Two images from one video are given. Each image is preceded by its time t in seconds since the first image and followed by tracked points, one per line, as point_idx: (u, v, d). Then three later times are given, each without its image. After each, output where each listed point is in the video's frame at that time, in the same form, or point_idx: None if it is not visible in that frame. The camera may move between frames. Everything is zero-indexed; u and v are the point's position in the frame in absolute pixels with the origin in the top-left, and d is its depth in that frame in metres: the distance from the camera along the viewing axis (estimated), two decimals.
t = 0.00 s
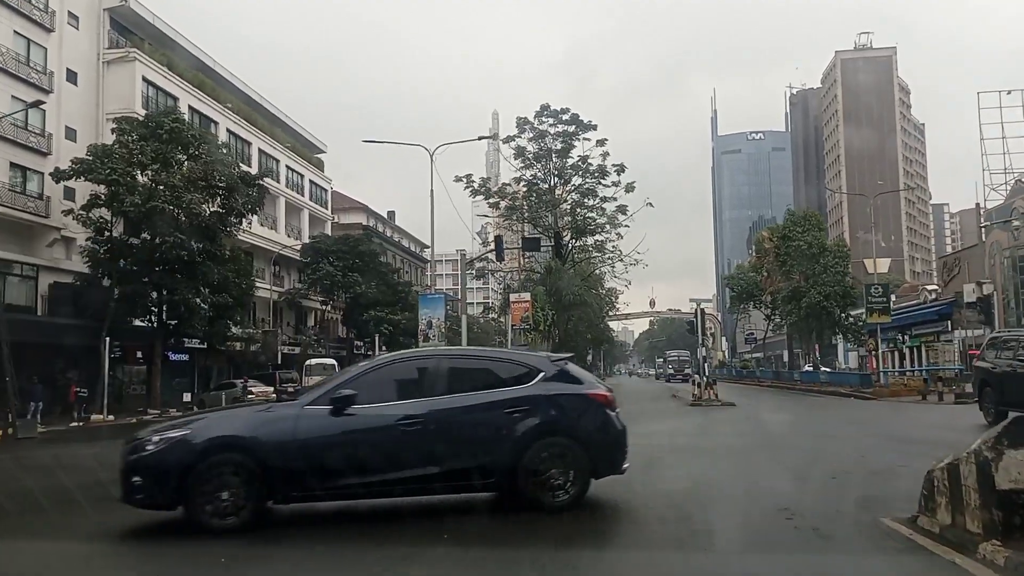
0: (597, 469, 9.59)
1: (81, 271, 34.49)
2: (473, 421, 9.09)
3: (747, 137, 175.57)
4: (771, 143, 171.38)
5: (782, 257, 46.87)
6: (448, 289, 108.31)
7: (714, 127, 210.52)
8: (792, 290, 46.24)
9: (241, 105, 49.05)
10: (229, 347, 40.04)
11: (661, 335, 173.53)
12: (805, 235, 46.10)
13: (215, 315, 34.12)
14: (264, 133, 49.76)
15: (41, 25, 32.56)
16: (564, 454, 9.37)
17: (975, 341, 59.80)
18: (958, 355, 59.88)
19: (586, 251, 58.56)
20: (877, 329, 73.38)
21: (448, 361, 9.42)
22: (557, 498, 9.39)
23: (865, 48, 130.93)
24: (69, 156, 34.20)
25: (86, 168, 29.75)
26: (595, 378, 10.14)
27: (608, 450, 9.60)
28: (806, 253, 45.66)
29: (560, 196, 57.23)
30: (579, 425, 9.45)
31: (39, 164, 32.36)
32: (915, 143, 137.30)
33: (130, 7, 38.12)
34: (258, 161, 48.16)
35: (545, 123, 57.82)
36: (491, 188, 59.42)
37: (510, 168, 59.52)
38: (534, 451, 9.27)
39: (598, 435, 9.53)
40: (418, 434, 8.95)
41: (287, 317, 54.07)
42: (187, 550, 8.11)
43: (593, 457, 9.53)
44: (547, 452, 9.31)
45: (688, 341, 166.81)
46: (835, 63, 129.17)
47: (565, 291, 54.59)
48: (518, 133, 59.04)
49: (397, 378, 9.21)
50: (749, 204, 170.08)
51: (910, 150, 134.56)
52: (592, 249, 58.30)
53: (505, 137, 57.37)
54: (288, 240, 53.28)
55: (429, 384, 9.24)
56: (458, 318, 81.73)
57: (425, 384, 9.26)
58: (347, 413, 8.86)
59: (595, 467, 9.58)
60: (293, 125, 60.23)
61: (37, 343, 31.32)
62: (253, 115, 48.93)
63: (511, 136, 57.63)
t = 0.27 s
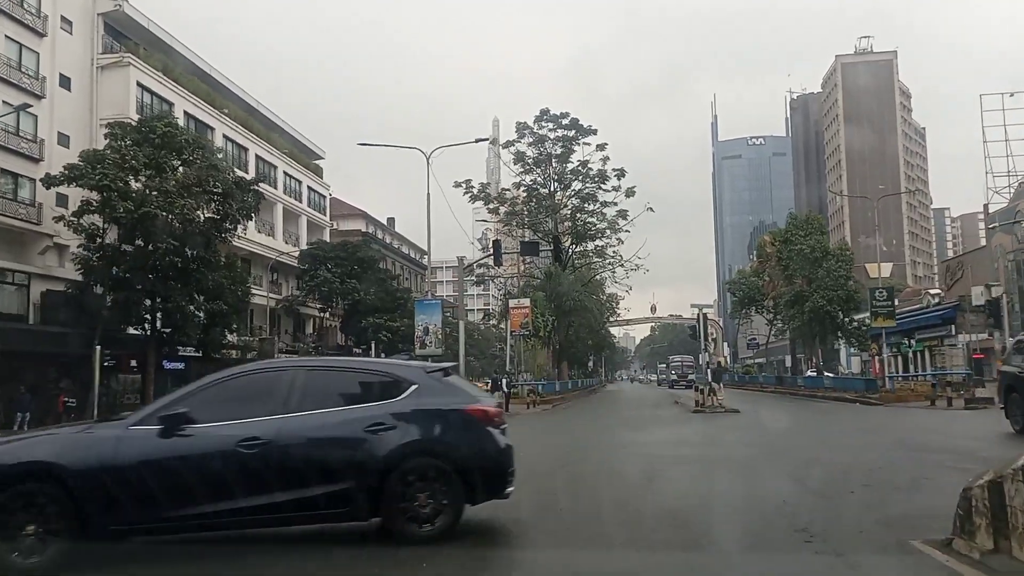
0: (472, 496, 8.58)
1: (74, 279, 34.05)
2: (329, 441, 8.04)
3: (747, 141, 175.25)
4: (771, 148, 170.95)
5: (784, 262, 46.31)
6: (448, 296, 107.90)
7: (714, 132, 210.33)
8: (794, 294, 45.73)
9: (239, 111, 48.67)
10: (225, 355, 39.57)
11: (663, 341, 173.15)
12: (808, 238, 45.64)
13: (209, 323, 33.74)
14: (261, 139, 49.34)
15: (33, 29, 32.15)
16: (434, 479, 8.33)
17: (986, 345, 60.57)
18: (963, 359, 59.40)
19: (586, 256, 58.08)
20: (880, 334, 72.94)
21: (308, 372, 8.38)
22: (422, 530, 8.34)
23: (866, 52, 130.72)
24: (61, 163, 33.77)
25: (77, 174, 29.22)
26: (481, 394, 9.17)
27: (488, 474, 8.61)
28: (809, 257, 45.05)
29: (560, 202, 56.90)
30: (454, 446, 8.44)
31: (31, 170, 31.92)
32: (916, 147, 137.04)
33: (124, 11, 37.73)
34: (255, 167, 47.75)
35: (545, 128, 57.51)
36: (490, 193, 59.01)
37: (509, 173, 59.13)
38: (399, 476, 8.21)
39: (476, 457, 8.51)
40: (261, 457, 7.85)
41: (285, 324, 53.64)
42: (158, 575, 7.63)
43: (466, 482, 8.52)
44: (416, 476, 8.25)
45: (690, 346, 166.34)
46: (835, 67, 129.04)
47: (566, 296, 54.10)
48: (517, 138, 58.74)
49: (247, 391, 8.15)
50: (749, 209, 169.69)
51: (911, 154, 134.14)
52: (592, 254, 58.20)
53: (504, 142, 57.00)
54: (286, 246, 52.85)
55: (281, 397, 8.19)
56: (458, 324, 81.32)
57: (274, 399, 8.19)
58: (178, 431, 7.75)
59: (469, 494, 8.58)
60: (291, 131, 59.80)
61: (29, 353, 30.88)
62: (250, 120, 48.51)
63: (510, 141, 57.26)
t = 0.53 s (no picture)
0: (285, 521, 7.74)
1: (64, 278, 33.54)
2: (112, 458, 7.43)
3: (748, 141, 174.49)
4: (772, 147, 170.16)
5: (786, 260, 45.69)
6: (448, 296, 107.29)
7: (715, 131, 209.63)
8: (797, 293, 45.11)
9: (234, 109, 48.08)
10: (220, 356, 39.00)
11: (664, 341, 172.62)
12: (810, 237, 45.04)
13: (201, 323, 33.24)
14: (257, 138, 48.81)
15: (21, 25, 31.62)
16: (237, 500, 7.54)
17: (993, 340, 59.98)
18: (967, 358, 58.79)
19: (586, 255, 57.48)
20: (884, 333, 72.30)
21: (104, 381, 7.84)
22: (226, 557, 7.53)
23: (867, 50, 130.06)
24: (51, 161, 33.24)
25: (65, 172, 28.62)
26: (319, 404, 8.39)
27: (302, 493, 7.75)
28: (811, 256, 44.41)
29: (559, 200, 56.34)
30: (257, 461, 7.64)
31: (21, 168, 31.41)
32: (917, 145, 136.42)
33: (115, 8, 37.17)
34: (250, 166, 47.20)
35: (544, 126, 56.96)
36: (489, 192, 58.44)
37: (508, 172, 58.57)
38: (203, 497, 7.49)
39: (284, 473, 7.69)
40: (38, 476, 7.34)
41: (282, 324, 53.09)
42: None
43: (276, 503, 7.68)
44: (217, 499, 7.51)
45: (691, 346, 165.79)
46: (836, 66, 128.46)
47: (566, 296, 53.50)
48: (516, 136, 58.17)
49: (25, 407, 7.66)
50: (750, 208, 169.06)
51: (913, 153, 133.46)
52: (592, 253, 57.64)
53: (502, 141, 56.41)
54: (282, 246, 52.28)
55: (72, 409, 7.64)
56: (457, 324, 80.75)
57: (65, 411, 7.66)
58: None
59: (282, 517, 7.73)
60: (287, 129, 59.24)
61: (19, 356, 30.33)
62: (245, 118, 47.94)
63: (508, 139, 56.69)
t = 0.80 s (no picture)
0: (18, 544, 7.11)
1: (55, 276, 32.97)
2: None
3: (749, 141, 173.75)
4: (773, 148, 169.39)
5: (790, 261, 45.07)
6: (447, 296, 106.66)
7: (716, 131, 208.90)
8: (800, 293, 44.44)
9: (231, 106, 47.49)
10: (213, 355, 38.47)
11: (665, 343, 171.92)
12: (814, 236, 44.41)
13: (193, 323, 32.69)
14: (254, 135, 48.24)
15: (12, 19, 31.04)
16: None
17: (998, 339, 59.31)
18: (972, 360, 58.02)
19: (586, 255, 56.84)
20: (887, 335, 71.56)
21: None
22: None
23: (870, 51, 129.41)
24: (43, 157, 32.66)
25: (55, 167, 27.93)
26: (90, 417, 7.73)
27: (59, 515, 7.07)
28: (814, 256, 43.77)
29: (560, 200, 55.75)
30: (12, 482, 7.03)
31: (11, 164, 30.84)
32: (921, 147, 135.79)
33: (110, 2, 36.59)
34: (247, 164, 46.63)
35: (545, 124, 56.41)
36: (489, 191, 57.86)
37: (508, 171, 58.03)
38: None
39: (22, 497, 7.02)
40: None
41: (279, 324, 52.50)
42: None
43: (5, 527, 7.05)
44: None
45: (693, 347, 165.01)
46: (840, 67, 127.94)
47: (566, 296, 52.86)
48: (517, 135, 57.62)
49: None
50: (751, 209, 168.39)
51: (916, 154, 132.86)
52: (593, 253, 56.99)
53: (503, 139, 55.86)
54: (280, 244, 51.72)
55: None
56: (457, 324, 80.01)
57: None
58: None
59: (18, 540, 7.11)
60: (286, 127, 58.65)
61: (8, 354, 29.77)
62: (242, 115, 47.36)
63: (508, 138, 56.18)
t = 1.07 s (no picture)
0: None
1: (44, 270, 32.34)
2: None
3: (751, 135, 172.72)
4: (776, 142, 168.33)
5: (794, 254, 44.31)
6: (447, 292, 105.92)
7: (718, 126, 207.71)
8: (805, 288, 43.64)
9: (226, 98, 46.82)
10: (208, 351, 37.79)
11: (667, 338, 171.19)
12: (819, 230, 43.54)
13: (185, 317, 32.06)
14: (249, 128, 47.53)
15: None
16: None
17: (1004, 332, 58.34)
18: (978, 355, 57.22)
19: (587, 250, 56.09)
20: (892, 330, 70.77)
21: None
22: None
23: (874, 45, 128.50)
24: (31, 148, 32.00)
25: (41, 158, 27.24)
26: None
27: None
28: (819, 249, 43.00)
29: (560, 193, 55.04)
30: None
31: None
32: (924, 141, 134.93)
33: None
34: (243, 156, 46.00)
35: (545, 116, 55.69)
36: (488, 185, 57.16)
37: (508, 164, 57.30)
38: None
39: None
40: None
41: (276, 320, 51.82)
42: None
43: None
44: None
45: (695, 343, 164.33)
46: (844, 61, 127.23)
47: (566, 290, 52.11)
48: (516, 127, 56.90)
49: None
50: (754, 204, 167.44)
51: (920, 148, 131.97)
52: (594, 247, 56.25)
53: (502, 132, 55.19)
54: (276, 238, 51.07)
55: None
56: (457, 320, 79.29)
57: None
58: None
59: None
60: (283, 119, 57.91)
61: None
62: (237, 107, 46.71)
63: (508, 130, 55.51)
